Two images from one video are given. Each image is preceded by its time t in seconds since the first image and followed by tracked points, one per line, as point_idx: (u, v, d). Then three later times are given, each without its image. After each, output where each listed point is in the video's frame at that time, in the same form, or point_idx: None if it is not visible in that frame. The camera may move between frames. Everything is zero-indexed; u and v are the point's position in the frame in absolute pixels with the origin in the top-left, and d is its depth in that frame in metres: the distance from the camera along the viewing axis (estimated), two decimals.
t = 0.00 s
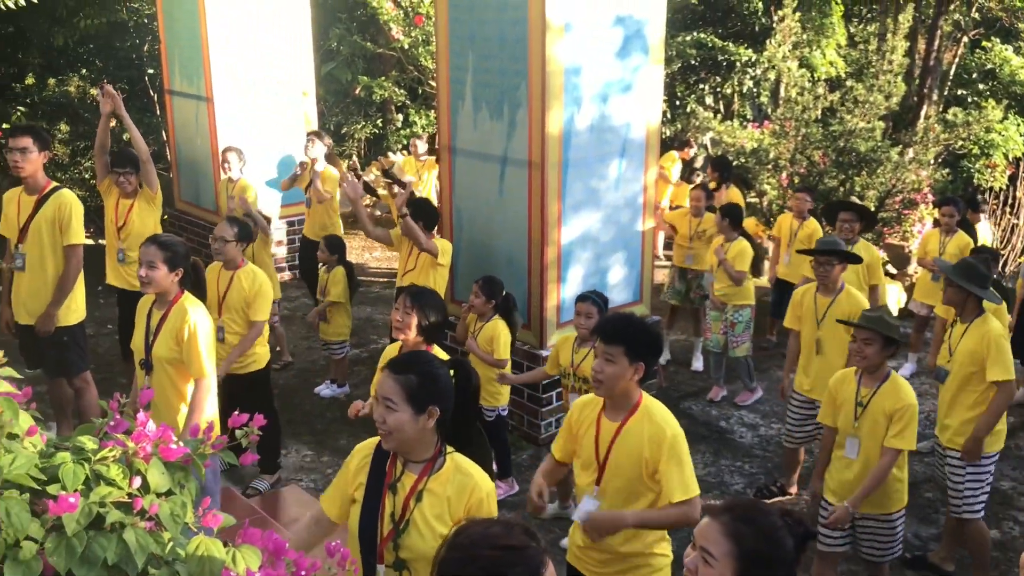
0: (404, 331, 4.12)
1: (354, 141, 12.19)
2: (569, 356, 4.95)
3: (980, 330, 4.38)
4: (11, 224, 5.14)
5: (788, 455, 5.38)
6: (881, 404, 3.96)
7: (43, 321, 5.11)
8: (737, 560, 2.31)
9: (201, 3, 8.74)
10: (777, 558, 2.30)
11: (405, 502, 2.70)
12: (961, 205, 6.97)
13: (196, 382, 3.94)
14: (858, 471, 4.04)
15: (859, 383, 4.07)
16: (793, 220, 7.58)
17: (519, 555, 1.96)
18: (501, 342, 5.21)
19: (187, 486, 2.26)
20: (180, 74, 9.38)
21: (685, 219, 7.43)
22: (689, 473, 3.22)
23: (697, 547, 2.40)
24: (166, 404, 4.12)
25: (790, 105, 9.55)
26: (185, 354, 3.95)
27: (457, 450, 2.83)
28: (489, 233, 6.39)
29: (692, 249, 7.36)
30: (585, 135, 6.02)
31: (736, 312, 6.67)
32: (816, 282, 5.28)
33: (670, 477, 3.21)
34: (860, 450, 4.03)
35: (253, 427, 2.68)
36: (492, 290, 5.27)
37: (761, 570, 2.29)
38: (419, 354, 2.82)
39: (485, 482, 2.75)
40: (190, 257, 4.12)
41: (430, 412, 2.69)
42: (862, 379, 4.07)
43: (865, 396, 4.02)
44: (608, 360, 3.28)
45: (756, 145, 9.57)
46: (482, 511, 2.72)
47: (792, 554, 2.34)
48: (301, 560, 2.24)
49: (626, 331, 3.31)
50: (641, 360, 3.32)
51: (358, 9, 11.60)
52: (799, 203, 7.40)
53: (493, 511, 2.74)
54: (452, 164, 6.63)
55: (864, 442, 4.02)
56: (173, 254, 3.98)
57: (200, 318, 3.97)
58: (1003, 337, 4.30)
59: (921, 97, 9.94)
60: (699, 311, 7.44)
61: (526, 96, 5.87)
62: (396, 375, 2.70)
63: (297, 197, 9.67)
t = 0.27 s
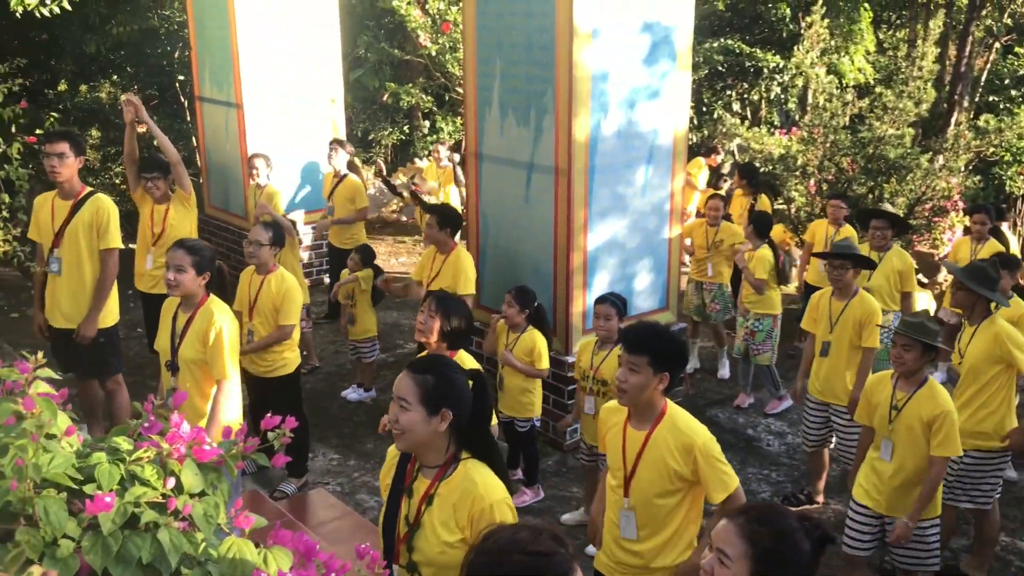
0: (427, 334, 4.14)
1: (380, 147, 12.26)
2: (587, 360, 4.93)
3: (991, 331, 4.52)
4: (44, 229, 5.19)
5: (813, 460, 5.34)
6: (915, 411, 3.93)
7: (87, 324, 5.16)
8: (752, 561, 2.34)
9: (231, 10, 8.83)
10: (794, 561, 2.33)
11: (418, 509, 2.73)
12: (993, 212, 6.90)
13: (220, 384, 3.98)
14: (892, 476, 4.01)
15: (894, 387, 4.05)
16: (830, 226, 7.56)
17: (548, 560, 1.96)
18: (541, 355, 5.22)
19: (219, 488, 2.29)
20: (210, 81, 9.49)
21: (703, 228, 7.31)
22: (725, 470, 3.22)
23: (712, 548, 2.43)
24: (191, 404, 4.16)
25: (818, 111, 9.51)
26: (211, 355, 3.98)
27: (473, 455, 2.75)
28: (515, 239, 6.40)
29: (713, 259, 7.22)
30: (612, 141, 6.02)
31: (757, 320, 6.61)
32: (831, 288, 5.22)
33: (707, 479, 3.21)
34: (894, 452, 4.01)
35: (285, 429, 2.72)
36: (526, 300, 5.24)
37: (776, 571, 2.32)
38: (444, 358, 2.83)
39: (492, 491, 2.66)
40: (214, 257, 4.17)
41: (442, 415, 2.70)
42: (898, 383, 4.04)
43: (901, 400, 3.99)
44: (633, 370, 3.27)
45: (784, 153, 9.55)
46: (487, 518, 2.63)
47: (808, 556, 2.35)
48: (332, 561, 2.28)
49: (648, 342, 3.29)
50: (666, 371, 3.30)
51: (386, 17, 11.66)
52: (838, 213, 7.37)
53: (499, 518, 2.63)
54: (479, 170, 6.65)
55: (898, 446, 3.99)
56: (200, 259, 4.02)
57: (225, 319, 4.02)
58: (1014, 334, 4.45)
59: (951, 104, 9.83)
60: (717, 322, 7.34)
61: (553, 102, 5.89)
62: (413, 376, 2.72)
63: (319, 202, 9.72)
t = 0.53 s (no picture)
0: (458, 338, 4.15)
1: (408, 154, 12.31)
2: (615, 368, 4.91)
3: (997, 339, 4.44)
4: (77, 234, 5.24)
5: (845, 471, 5.27)
6: (937, 420, 3.88)
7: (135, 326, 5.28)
8: (777, 569, 2.31)
9: (262, 18, 8.91)
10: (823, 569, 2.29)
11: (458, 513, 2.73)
12: None
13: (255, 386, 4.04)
14: (913, 483, 3.95)
15: (917, 392, 3.98)
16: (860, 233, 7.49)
17: (579, 568, 1.94)
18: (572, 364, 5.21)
19: (253, 490, 2.31)
20: (242, 88, 9.58)
21: (731, 238, 7.31)
22: (752, 482, 3.18)
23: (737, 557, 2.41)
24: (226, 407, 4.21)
25: (850, 118, 9.42)
26: (244, 359, 4.04)
27: (517, 467, 2.73)
28: (544, 246, 6.39)
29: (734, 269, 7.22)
30: (641, 148, 6.00)
31: (795, 332, 6.54)
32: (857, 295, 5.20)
33: (733, 490, 3.19)
34: (912, 461, 3.96)
35: (317, 433, 2.77)
36: (557, 311, 5.25)
37: None
38: (490, 365, 2.88)
39: (520, 506, 2.60)
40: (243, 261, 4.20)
41: (484, 421, 2.72)
42: (921, 389, 3.97)
43: (923, 406, 3.93)
44: (662, 378, 3.26)
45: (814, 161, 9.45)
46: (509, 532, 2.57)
47: (838, 564, 2.32)
48: (362, 564, 2.31)
49: (679, 348, 3.27)
50: (697, 379, 3.28)
51: (415, 24, 11.75)
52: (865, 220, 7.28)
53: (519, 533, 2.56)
54: (508, 177, 6.66)
55: (917, 455, 3.94)
56: (230, 263, 4.04)
57: (259, 322, 4.07)
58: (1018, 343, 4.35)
59: (985, 111, 9.68)
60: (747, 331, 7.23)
61: (583, 109, 5.88)
62: (459, 380, 2.77)
63: (342, 209, 9.75)
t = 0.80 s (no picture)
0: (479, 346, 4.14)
1: (428, 163, 12.35)
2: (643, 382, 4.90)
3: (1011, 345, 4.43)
4: (100, 242, 5.27)
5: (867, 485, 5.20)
6: (957, 432, 3.85)
7: (170, 332, 5.37)
8: None
9: (284, 27, 8.97)
10: None
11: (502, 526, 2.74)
12: None
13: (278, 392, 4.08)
14: (936, 496, 3.91)
15: (933, 404, 3.93)
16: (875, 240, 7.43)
17: None
18: (588, 371, 5.19)
19: (276, 494, 2.32)
20: (264, 97, 9.64)
21: (759, 254, 7.21)
22: (776, 489, 3.16)
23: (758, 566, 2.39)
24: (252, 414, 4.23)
25: (872, 127, 9.38)
26: (266, 366, 4.07)
27: (565, 485, 2.72)
28: (564, 254, 6.39)
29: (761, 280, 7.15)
30: (662, 156, 5.99)
31: (828, 343, 6.52)
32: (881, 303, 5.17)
33: (758, 498, 3.16)
34: (934, 474, 3.91)
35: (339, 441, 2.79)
36: (573, 318, 5.25)
37: None
38: (542, 382, 2.84)
39: (566, 526, 2.60)
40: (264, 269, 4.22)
41: (533, 442, 2.70)
42: (938, 400, 3.93)
43: (941, 418, 3.89)
44: (685, 385, 3.24)
45: (836, 169, 9.53)
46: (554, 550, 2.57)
47: (859, 570, 2.29)
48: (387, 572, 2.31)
49: (703, 356, 3.25)
50: (720, 387, 3.25)
51: (436, 33, 11.81)
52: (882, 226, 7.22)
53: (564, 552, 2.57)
54: (528, 185, 6.66)
55: (939, 466, 3.89)
56: (248, 271, 4.05)
57: (279, 329, 4.10)
58: None
59: (1009, 120, 9.59)
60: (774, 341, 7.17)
61: (603, 117, 5.88)
62: (510, 397, 2.75)
63: (354, 216, 9.69)
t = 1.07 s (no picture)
0: (483, 355, 4.14)
1: (433, 173, 12.37)
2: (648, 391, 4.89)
3: None
4: (107, 253, 5.29)
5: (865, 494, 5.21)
6: (977, 441, 3.83)
7: (174, 343, 5.37)
8: None
9: (288, 39, 9.01)
10: None
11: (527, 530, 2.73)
12: None
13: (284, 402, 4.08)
14: (955, 505, 3.91)
15: (955, 415, 3.92)
16: (874, 249, 7.41)
17: None
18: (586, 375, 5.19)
19: (283, 504, 2.31)
20: (268, 109, 9.67)
21: (765, 258, 7.24)
22: (785, 500, 3.16)
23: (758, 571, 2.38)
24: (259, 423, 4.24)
25: (876, 135, 9.35)
26: (272, 375, 4.07)
27: (590, 487, 2.74)
28: (569, 263, 6.39)
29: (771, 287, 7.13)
30: (666, 165, 6.00)
31: (835, 351, 6.50)
32: (891, 312, 5.15)
33: (767, 507, 3.16)
34: (952, 485, 3.91)
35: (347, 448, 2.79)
36: (573, 323, 5.27)
37: None
38: (535, 390, 2.80)
39: (598, 526, 2.62)
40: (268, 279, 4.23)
41: (547, 450, 2.68)
42: (959, 411, 3.91)
43: (961, 429, 3.87)
44: (691, 395, 3.23)
45: (841, 177, 9.53)
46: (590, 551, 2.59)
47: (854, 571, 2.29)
48: None
49: (710, 365, 3.25)
50: (727, 396, 3.25)
51: (439, 44, 11.84)
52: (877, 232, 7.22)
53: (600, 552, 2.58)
54: (533, 195, 6.67)
55: (957, 478, 3.89)
56: (253, 281, 4.06)
57: (284, 338, 4.09)
58: None
59: (1013, 127, 9.56)
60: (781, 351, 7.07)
61: (607, 127, 5.89)
62: (506, 424, 2.71)
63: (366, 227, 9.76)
